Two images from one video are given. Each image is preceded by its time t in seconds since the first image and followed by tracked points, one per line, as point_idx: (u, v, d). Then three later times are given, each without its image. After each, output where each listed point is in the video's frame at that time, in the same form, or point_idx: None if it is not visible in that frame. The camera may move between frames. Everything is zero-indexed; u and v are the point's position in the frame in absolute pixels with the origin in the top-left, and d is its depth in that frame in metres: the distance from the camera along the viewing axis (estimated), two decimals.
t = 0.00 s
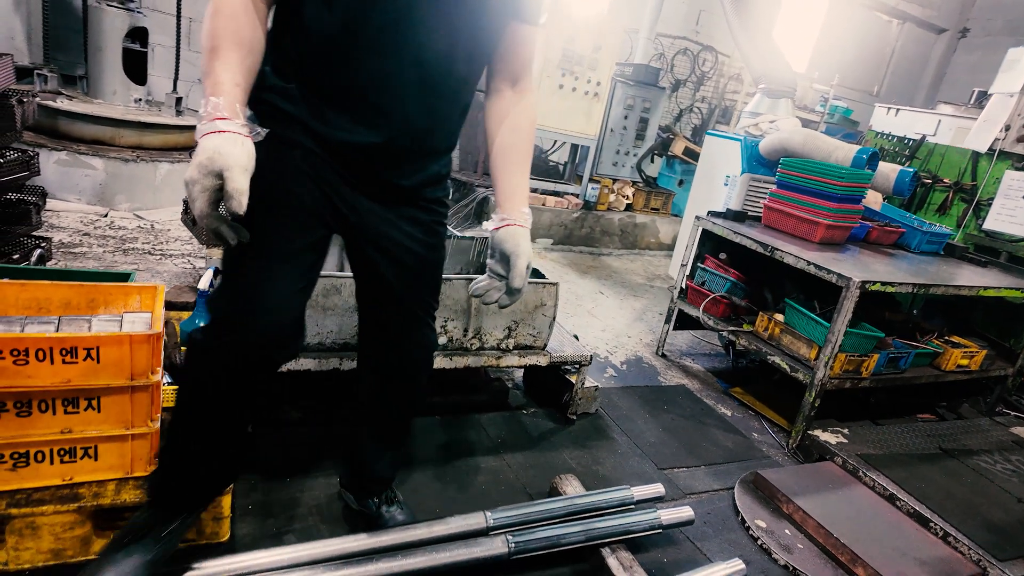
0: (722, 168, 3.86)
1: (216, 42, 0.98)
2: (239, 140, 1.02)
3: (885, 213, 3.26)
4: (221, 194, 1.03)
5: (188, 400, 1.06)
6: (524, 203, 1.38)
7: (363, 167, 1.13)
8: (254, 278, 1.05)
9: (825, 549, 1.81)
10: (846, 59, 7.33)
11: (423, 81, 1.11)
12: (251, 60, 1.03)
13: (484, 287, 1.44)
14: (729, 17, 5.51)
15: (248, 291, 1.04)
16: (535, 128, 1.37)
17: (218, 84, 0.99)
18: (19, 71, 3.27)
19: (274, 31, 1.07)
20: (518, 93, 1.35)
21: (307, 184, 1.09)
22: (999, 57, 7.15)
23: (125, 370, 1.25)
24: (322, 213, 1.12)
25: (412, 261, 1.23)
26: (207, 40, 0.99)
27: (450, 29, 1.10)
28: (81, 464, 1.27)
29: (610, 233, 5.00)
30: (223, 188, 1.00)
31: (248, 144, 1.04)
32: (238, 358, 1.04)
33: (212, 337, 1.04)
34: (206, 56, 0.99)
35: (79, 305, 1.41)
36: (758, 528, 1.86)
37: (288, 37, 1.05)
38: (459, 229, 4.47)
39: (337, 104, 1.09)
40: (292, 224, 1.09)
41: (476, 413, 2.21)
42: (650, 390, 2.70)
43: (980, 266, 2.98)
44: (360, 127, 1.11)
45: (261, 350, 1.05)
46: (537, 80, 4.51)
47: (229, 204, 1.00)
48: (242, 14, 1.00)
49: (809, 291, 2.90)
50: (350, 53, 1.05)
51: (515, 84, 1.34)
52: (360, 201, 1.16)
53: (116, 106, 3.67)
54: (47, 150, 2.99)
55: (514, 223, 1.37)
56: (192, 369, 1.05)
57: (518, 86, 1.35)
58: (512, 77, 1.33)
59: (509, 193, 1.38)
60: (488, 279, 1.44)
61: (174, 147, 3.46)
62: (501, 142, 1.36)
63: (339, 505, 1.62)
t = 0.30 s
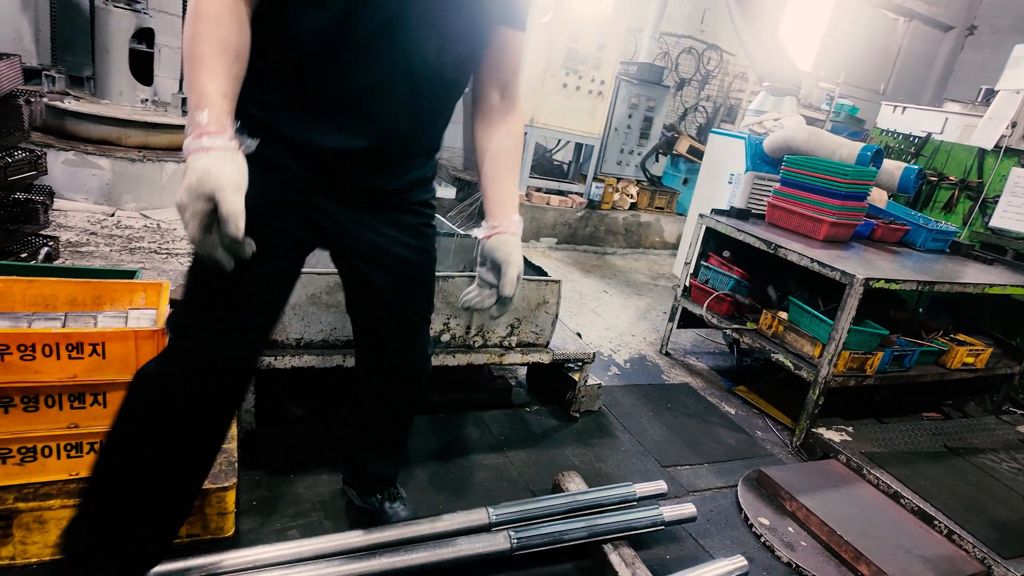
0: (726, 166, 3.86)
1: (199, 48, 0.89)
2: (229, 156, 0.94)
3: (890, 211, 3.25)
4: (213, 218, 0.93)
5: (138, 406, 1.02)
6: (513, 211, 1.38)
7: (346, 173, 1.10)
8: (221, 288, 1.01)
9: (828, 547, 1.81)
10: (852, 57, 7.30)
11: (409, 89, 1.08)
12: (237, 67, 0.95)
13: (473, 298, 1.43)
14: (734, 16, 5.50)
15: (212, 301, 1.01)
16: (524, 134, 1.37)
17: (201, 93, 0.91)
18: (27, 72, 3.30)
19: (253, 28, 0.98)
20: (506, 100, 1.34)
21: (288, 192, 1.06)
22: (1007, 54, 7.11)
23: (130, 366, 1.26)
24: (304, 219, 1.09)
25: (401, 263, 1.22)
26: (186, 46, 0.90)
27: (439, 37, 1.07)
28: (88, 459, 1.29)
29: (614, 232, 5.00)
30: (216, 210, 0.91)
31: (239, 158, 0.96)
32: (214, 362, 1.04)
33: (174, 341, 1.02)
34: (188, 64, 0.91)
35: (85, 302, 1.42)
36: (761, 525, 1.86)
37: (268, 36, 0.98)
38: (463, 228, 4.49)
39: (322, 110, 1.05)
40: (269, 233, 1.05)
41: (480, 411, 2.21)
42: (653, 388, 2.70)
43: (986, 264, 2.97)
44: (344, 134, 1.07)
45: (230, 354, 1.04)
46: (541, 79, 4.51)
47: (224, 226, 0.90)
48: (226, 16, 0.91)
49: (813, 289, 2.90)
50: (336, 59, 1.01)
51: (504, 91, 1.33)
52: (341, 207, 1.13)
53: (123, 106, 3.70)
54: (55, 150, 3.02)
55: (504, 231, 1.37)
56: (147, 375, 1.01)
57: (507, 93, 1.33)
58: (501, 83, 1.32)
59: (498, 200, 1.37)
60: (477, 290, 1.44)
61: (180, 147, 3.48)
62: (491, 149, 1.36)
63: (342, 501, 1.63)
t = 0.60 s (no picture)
0: (729, 166, 3.85)
1: (186, 67, 0.81)
2: (223, 185, 0.85)
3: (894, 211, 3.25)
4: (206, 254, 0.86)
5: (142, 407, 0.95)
6: (504, 227, 1.33)
7: (334, 188, 1.05)
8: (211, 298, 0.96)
9: (832, 547, 1.81)
10: (856, 57, 7.28)
11: (403, 103, 1.03)
12: (226, 86, 0.87)
13: (463, 315, 1.38)
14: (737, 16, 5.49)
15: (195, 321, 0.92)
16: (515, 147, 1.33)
17: (191, 114, 0.82)
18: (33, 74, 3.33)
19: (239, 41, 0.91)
20: (498, 110, 1.29)
21: (270, 209, 1.00)
22: (1012, 54, 7.09)
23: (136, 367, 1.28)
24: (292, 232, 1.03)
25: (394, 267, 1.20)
26: (170, 64, 0.82)
27: (433, 48, 1.03)
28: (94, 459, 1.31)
29: (617, 233, 5.00)
30: (211, 247, 0.84)
31: (234, 186, 0.87)
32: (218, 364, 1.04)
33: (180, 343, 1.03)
34: (174, 84, 0.82)
35: (91, 303, 1.44)
36: (764, 526, 1.86)
37: (253, 48, 0.91)
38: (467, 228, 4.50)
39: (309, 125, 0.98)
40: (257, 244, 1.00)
41: (483, 411, 2.22)
42: (655, 388, 2.70)
43: (990, 264, 2.96)
44: (331, 147, 1.01)
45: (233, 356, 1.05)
46: (544, 80, 4.52)
47: (223, 267, 0.84)
48: (212, 32, 0.82)
49: (816, 288, 2.90)
50: (325, 72, 0.94)
51: (495, 101, 1.28)
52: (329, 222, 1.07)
53: (127, 108, 3.72)
54: (61, 151, 3.03)
55: (496, 247, 1.32)
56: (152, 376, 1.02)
57: (499, 103, 1.28)
58: (493, 94, 1.27)
59: (490, 217, 1.33)
60: (467, 307, 1.38)
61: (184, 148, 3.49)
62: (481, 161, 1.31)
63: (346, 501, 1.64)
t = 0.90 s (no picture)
0: (732, 167, 3.85)
1: (167, 107, 0.79)
2: (210, 230, 0.83)
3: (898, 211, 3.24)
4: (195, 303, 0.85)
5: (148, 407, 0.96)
6: (491, 247, 1.29)
7: (319, 207, 1.04)
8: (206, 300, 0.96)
9: (835, 549, 1.81)
10: (860, 57, 7.27)
11: (398, 112, 1.01)
12: (211, 123, 0.84)
13: (447, 337, 1.31)
14: (740, 17, 5.49)
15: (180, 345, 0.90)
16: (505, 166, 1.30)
17: (174, 157, 0.80)
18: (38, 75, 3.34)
19: (225, 56, 0.87)
20: (485, 128, 1.27)
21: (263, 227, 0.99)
22: (1017, 54, 7.07)
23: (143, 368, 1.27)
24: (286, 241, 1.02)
25: (391, 269, 1.20)
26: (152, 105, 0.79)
27: (425, 56, 1.01)
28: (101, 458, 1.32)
29: (620, 233, 4.99)
30: (200, 300, 0.83)
31: (222, 228, 0.85)
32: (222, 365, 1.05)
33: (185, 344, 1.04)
34: (156, 124, 0.79)
35: (98, 304, 1.45)
36: (767, 527, 1.86)
37: (240, 64, 0.88)
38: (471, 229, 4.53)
39: (302, 137, 0.96)
40: (247, 248, 0.99)
41: (486, 412, 2.22)
42: (658, 389, 2.70)
43: (995, 265, 2.95)
44: (324, 158, 1.00)
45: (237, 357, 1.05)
46: (547, 81, 4.53)
47: (214, 318, 0.83)
48: (194, 67, 0.79)
49: (819, 289, 2.90)
50: (318, 85, 0.92)
51: (482, 118, 1.26)
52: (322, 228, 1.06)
53: (132, 109, 3.74)
54: (66, 152, 3.05)
55: (481, 271, 1.26)
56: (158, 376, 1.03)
57: (485, 120, 1.26)
58: (479, 111, 1.25)
59: (476, 239, 1.28)
60: (452, 329, 1.31)
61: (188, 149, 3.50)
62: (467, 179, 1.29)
63: (349, 502, 1.64)
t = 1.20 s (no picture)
0: (738, 168, 3.84)
1: (133, 203, 0.72)
2: (184, 337, 0.78)
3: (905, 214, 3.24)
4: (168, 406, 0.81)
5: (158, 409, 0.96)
6: (464, 293, 1.22)
7: (294, 227, 1.03)
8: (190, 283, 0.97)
9: (841, 552, 1.80)
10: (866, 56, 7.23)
11: (396, 94, 0.98)
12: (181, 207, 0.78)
13: (415, 387, 1.23)
14: (745, 17, 5.48)
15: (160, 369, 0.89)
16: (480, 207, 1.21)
17: (140, 255, 0.74)
18: (47, 77, 3.37)
19: (207, 88, 0.81)
20: (460, 169, 1.18)
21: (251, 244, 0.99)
22: None
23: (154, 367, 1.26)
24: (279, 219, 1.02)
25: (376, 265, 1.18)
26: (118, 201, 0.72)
27: (397, 72, 0.96)
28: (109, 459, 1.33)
29: (624, 234, 4.99)
30: (172, 410, 0.80)
31: (197, 331, 0.80)
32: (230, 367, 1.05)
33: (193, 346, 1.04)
34: (121, 221, 0.73)
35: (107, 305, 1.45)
36: (773, 530, 1.86)
37: (237, 71, 0.80)
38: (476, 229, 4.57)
39: (298, 138, 0.91)
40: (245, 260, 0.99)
41: (491, 414, 2.22)
42: (663, 391, 2.70)
43: (1002, 268, 2.94)
44: (324, 157, 0.96)
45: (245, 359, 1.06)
46: (552, 82, 4.53)
47: (186, 433, 0.80)
48: (160, 155, 0.72)
49: (825, 291, 2.89)
50: (317, 86, 0.86)
51: (457, 158, 1.18)
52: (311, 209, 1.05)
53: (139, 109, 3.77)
54: (75, 153, 3.07)
55: (453, 317, 1.19)
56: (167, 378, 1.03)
57: (460, 159, 1.18)
58: (455, 150, 1.16)
59: (448, 283, 1.21)
60: (419, 378, 1.23)
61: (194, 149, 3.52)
62: (439, 226, 1.20)
63: (355, 504, 1.64)
